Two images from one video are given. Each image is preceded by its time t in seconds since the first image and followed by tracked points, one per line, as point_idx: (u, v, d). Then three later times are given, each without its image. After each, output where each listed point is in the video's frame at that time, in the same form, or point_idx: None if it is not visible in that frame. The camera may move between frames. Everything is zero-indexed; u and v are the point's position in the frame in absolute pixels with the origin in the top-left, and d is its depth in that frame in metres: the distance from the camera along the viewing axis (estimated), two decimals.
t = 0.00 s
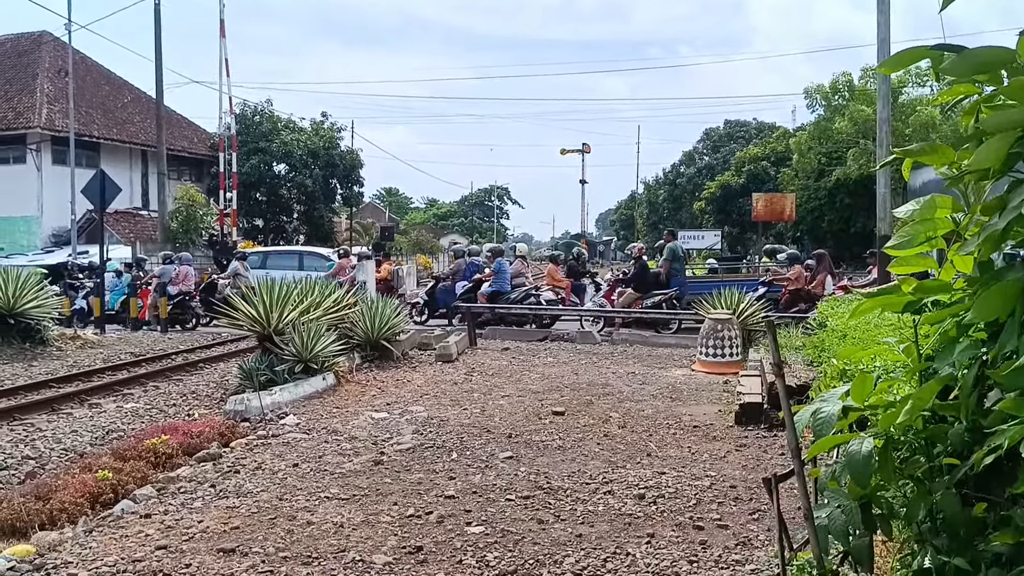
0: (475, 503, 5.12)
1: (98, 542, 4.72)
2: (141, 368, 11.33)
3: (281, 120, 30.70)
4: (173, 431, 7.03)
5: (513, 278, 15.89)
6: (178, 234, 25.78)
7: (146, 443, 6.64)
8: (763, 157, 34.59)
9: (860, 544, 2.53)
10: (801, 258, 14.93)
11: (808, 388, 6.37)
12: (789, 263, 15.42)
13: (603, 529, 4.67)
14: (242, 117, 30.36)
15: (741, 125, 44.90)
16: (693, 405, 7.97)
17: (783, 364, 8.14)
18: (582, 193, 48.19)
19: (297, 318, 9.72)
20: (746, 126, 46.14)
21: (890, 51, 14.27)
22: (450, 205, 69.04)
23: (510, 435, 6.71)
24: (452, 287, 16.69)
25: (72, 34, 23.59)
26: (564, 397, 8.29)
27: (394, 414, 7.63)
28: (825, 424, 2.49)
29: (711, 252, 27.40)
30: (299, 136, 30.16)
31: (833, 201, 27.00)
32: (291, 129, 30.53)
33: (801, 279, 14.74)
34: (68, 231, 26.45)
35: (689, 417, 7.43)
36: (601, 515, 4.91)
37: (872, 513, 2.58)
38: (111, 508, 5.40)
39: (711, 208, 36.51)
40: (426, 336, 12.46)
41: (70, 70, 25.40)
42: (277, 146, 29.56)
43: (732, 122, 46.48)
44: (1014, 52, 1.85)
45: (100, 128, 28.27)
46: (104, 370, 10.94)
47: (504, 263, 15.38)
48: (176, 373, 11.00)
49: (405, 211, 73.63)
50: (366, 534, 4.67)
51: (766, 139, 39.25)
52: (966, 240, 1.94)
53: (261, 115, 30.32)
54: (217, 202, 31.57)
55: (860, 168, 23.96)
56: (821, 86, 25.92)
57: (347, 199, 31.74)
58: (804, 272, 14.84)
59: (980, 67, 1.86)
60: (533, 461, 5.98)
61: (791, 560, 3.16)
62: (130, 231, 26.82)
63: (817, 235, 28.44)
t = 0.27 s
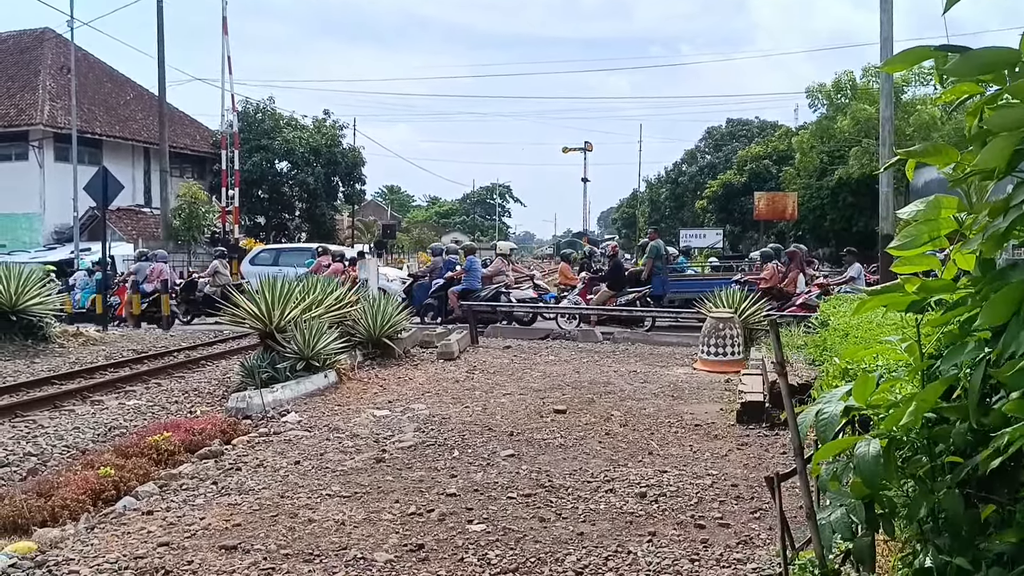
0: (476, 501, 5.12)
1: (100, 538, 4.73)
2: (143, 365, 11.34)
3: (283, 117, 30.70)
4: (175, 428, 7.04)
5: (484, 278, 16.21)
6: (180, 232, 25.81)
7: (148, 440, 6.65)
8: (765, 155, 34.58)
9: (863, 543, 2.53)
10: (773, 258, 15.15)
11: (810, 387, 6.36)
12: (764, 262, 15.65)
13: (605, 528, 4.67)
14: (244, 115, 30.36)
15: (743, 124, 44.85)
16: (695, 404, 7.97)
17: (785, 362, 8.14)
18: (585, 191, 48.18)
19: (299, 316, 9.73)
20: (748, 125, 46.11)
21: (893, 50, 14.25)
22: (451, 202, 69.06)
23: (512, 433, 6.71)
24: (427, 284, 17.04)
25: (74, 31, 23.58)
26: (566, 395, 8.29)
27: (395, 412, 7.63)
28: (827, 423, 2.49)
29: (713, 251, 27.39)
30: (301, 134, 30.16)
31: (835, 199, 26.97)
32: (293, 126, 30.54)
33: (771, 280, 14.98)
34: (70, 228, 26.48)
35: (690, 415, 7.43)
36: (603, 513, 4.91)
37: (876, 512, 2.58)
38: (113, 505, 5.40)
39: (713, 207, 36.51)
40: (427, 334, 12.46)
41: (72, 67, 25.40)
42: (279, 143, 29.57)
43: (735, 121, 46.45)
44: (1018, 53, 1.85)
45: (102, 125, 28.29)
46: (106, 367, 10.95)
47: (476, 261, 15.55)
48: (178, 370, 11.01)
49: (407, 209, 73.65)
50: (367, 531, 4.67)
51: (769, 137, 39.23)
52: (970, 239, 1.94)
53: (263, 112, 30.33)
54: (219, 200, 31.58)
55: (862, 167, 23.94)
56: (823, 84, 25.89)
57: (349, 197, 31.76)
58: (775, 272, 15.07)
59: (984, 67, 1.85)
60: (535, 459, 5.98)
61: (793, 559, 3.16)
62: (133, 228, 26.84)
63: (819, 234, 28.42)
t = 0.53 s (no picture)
0: (474, 500, 5.12)
1: (97, 537, 4.72)
2: (142, 364, 11.33)
3: (282, 116, 30.68)
4: (173, 427, 7.03)
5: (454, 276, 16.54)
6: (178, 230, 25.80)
7: (147, 438, 6.64)
8: (764, 154, 34.57)
9: (859, 542, 2.53)
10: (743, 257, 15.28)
11: (809, 386, 6.36)
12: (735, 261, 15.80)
13: (603, 527, 4.67)
14: (243, 113, 30.34)
15: (742, 122, 44.83)
16: (693, 403, 7.97)
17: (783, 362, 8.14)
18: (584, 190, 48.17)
19: (298, 314, 9.71)
20: (747, 124, 46.08)
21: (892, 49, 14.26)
22: (451, 201, 69.02)
23: (510, 432, 6.71)
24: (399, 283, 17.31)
25: (73, 29, 23.56)
26: (564, 394, 8.29)
27: (394, 411, 7.62)
28: (825, 421, 2.48)
29: (712, 250, 27.38)
30: (300, 132, 30.15)
31: (835, 199, 26.97)
32: (292, 125, 30.52)
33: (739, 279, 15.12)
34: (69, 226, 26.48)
35: (689, 415, 7.43)
36: (601, 512, 4.90)
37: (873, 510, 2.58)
38: (111, 504, 5.40)
39: (713, 206, 36.50)
40: (426, 332, 12.45)
41: (71, 65, 25.38)
42: (278, 142, 29.56)
43: (735, 120, 46.42)
44: (1017, 51, 1.84)
45: (101, 124, 28.26)
46: (105, 365, 10.95)
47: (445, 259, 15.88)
48: (177, 369, 11.00)
49: (407, 207, 73.61)
50: (365, 531, 4.66)
51: (768, 136, 39.23)
52: (970, 239, 1.93)
53: (262, 111, 30.31)
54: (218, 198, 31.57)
55: (861, 166, 23.93)
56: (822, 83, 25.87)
57: (349, 195, 31.75)
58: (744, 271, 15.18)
59: (984, 66, 1.84)
60: (533, 458, 5.98)
61: (790, 557, 3.17)
62: (131, 226, 26.81)
63: (818, 233, 28.43)
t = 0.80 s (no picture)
0: (475, 501, 5.12)
1: (98, 538, 4.73)
2: (142, 365, 11.34)
3: (283, 117, 30.68)
4: (174, 428, 7.04)
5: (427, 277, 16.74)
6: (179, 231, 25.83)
7: (147, 440, 6.64)
8: (765, 155, 34.58)
9: (859, 544, 2.54)
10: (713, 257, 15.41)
11: (809, 386, 6.36)
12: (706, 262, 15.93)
13: (603, 528, 4.67)
14: (244, 114, 30.35)
15: (742, 123, 44.84)
16: (694, 404, 7.98)
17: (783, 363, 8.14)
18: (585, 190, 48.17)
19: (298, 315, 9.72)
20: (748, 124, 46.08)
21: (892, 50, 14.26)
22: (451, 202, 69.01)
23: (510, 433, 6.71)
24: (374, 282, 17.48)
25: (72, 30, 23.57)
26: (565, 395, 8.29)
27: (394, 412, 7.62)
28: (825, 424, 2.49)
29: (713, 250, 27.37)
30: (301, 133, 30.15)
31: (835, 199, 26.98)
32: (292, 126, 30.54)
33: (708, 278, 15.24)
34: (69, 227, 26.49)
35: (689, 415, 7.44)
36: (601, 513, 4.91)
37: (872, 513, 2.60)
38: (112, 505, 5.41)
39: (713, 207, 36.51)
40: (426, 333, 12.45)
41: (71, 65, 25.38)
42: (279, 143, 29.56)
43: (735, 120, 46.41)
44: (1016, 52, 1.85)
45: (102, 125, 28.26)
46: (105, 366, 10.95)
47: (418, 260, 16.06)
48: (177, 370, 11.01)
49: (407, 208, 73.61)
50: (366, 531, 4.67)
51: (768, 137, 39.24)
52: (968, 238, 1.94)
53: (262, 112, 30.32)
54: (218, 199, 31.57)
55: (861, 167, 23.94)
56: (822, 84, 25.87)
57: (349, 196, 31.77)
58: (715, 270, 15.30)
59: (981, 66, 1.85)
60: (533, 459, 5.98)
61: (791, 559, 3.18)
62: (132, 227, 26.80)
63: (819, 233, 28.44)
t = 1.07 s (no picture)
0: (477, 501, 5.13)
1: (101, 538, 4.74)
2: (144, 365, 11.36)
3: (284, 117, 30.70)
4: (176, 428, 7.06)
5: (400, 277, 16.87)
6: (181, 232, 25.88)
7: (150, 440, 6.66)
8: (766, 156, 34.58)
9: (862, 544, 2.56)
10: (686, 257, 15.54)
11: (811, 387, 6.38)
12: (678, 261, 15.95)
13: (605, 528, 4.68)
14: (245, 115, 30.39)
15: (743, 124, 44.84)
16: (695, 404, 7.99)
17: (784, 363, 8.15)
18: (586, 191, 48.15)
19: (300, 316, 9.74)
20: (749, 125, 46.07)
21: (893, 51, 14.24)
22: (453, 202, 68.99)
23: (512, 434, 6.72)
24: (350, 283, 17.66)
25: (74, 31, 23.60)
26: (566, 395, 8.30)
27: (396, 412, 7.64)
28: (826, 423, 2.50)
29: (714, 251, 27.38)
30: (302, 134, 30.18)
31: (836, 200, 26.99)
32: (294, 126, 30.56)
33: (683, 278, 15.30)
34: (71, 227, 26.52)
35: (690, 416, 7.45)
36: (603, 513, 4.92)
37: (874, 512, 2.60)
38: (115, 504, 5.43)
39: (714, 207, 36.51)
40: (428, 334, 12.47)
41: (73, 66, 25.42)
42: (280, 143, 29.59)
43: (737, 121, 46.40)
44: (1017, 53, 1.86)
45: (103, 125, 28.30)
46: (107, 366, 10.98)
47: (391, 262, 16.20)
48: (179, 370, 11.02)
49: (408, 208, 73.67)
50: (368, 531, 4.68)
51: (769, 138, 39.24)
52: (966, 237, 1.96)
53: (264, 112, 30.35)
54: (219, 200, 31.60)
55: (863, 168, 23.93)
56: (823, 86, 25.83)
57: (350, 197, 31.79)
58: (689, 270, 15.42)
59: (983, 66, 1.86)
60: (535, 459, 5.99)
61: (791, 559, 3.19)
62: (134, 228, 26.83)
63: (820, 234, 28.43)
